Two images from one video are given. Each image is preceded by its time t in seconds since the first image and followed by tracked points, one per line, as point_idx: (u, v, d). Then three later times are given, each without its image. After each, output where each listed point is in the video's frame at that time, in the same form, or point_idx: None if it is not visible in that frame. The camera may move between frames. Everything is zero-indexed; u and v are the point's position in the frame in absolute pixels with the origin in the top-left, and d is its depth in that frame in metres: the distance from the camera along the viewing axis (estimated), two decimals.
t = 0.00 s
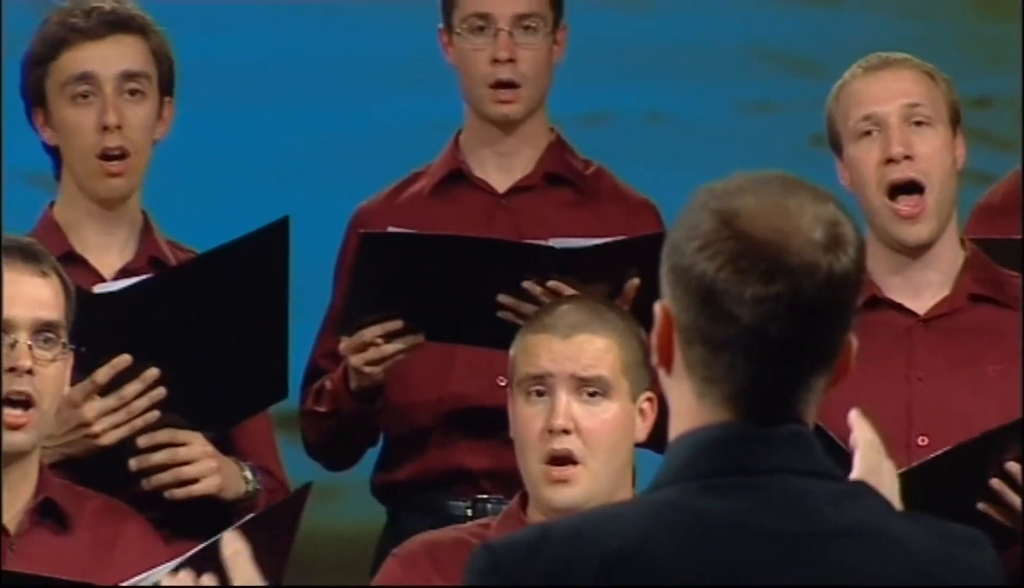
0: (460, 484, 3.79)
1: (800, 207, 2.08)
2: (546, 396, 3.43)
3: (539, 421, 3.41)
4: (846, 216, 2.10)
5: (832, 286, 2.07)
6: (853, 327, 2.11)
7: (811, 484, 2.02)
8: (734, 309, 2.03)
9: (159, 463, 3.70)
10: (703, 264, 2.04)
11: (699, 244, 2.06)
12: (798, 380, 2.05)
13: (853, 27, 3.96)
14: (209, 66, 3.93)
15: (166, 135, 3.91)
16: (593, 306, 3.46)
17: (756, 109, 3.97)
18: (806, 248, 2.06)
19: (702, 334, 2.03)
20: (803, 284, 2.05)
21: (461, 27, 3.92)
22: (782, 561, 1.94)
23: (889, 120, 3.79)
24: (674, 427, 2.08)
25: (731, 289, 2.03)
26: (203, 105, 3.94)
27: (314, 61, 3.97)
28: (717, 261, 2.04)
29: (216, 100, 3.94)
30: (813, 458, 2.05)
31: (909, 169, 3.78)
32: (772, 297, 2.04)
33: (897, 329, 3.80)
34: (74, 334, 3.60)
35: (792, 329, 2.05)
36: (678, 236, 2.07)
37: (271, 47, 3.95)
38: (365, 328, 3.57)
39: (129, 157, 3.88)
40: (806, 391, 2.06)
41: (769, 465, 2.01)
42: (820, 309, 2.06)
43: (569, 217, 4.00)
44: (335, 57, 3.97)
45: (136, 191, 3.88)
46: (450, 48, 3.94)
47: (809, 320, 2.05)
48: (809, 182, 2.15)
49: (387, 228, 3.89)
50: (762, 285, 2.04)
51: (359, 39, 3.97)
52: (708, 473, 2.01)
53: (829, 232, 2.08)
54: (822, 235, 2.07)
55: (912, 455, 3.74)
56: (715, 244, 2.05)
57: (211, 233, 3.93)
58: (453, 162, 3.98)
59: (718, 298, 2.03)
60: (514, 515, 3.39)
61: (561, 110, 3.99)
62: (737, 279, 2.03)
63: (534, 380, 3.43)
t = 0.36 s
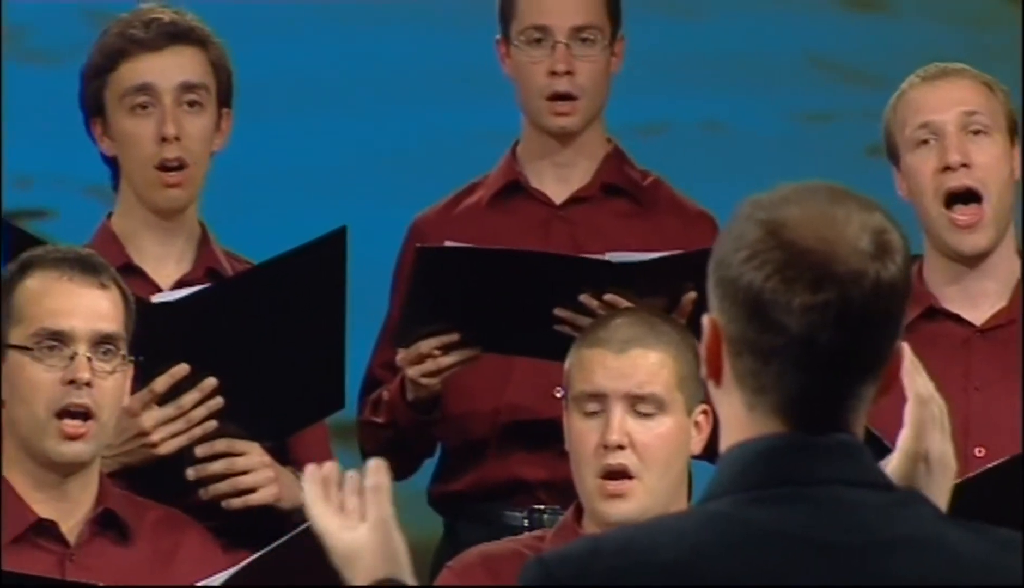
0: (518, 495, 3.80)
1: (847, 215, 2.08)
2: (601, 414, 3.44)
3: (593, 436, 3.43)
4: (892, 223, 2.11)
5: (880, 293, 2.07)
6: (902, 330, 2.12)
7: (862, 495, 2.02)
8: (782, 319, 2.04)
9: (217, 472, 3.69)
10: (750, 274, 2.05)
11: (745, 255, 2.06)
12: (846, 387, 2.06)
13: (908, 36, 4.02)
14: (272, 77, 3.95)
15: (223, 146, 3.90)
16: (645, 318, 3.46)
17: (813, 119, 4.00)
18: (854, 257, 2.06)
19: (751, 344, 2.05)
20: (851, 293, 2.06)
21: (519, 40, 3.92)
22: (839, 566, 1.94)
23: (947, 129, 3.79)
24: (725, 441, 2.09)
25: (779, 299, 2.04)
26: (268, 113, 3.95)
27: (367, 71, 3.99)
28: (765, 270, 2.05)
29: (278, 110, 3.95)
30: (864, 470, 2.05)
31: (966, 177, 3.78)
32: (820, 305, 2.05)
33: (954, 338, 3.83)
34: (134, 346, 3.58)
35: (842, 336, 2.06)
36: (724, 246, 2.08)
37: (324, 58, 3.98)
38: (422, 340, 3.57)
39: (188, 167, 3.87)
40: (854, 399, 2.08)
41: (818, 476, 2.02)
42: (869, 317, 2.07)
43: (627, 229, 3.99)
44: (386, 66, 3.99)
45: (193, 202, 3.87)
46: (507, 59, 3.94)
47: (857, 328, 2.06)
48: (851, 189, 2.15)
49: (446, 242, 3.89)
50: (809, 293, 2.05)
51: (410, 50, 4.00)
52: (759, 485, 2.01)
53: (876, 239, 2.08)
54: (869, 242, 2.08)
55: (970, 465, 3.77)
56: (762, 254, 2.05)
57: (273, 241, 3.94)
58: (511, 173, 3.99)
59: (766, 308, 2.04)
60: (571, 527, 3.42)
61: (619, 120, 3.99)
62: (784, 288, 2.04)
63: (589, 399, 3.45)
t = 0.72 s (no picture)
0: (570, 503, 3.80)
1: (897, 224, 2.11)
2: (656, 425, 3.42)
3: (649, 446, 3.41)
4: (943, 232, 2.13)
5: (932, 301, 2.09)
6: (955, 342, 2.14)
7: (914, 505, 2.04)
8: (833, 326, 2.06)
9: (271, 479, 3.72)
10: (801, 281, 2.07)
11: (796, 262, 2.08)
12: (899, 395, 2.08)
13: (961, 41, 3.96)
14: (324, 90, 3.92)
15: (279, 154, 3.90)
16: (699, 326, 3.46)
17: (869, 125, 3.97)
18: (905, 264, 2.09)
19: (802, 351, 2.06)
20: (902, 300, 2.08)
21: (574, 47, 3.93)
22: (891, 576, 1.96)
23: (1002, 138, 3.89)
24: (778, 448, 2.10)
25: (829, 305, 2.06)
26: (320, 126, 3.93)
27: (418, 78, 3.96)
28: (816, 277, 2.07)
29: (331, 122, 3.93)
30: (917, 479, 2.07)
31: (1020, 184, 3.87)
32: (871, 312, 2.07)
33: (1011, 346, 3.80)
34: (191, 354, 3.58)
35: (893, 344, 2.07)
36: (776, 254, 2.10)
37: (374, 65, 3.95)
38: (477, 347, 3.57)
39: (245, 174, 3.88)
40: (907, 406, 2.09)
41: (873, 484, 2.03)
42: (921, 325, 2.09)
43: (679, 236, 3.99)
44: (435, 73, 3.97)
45: (250, 209, 3.88)
46: (561, 66, 3.94)
47: (909, 335, 2.08)
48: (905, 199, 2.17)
49: (500, 249, 3.90)
50: (860, 301, 2.07)
51: (459, 56, 3.97)
52: (813, 492, 2.03)
53: (927, 247, 2.11)
54: (919, 249, 2.10)
55: None
56: (812, 261, 2.08)
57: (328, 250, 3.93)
58: (565, 181, 4.00)
59: (817, 315, 2.06)
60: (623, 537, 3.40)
61: (672, 126, 3.99)
62: (835, 295, 2.06)
63: (645, 409, 3.43)
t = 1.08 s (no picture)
0: (621, 509, 3.80)
1: (952, 229, 2.10)
2: (709, 431, 3.51)
3: (701, 453, 3.51)
4: (998, 238, 2.12)
5: (985, 307, 2.09)
6: (1008, 348, 2.13)
7: (966, 511, 2.05)
8: (887, 331, 2.05)
9: (322, 485, 3.72)
10: (854, 287, 2.07)
11: (850, 268, 2.08)
12: (953, 402, 2.08)
13: (1015, 49, 3.95)
14: (375, 95, 3.92)
15: (328, 160, 3.90)
16: (753, 333, 3.51)
17: (919, 132, 3.95)
18: (959, 270, 2.08)
19: (857, 357, 2.05)
20: (956, 306, 2.07)
21: (624, 54, 3.94)
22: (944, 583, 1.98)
23: None
24: (830, 454, 2.10)
25: (883, 311, 2.06)
26: (371, 132, 3.93)
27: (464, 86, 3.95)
28: (870, 283, 2.07)
29: (382, 128, 3.93)
30: (969, 485, 2.07)
31: None
32: (925, 318, 2.07)
33: None
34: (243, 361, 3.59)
35: (947, 350, 2.07)
36: (829, 260, 2.10)
37: (418, 72, 3.95)
38: (527, 353, 3.57)
39: (294, 179, 3.88)
40: (959, 413, 2.08)
41: (925, 491, 2.04)
42: (974, 331, 2.08)
43: (730, 243, 4.01)
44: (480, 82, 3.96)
45: (299, 214, 3.88)
46: (611, 73, 3.95)
47: (963, 341, 2.07)
48: (959, 204, 2.16)
49: (550, 256, 3.91)
50: (914, 307, 2.06)
51: (512, 62, 3.96)
52: (865, 499, 2.04)
53: (981, 253, 2.10)
54: (973, 255, 2.09)
55: None
56: (867, 267, 2.08)
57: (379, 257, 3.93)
58: (615, 188, 4.00)
59: (872, 321, 2.06)
60: (675, 544, 3.49)
61: (723, 132, 3.99)
62: (889, 300, 2.06)
63: (697, 417, 3.52)
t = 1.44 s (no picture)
0: (668, 517, 3.79)
1: (999, 238, 2.19)
2: (766, 445, 3.44)
3: (756, 467, 3.44)
4: None
5: None
6: None
7: (1010, 518, 2.12)
8: (938, 338, 2.12)
9: (368, 488, 3.71)
10: (906, 294, 2.14)
11: (901, 275, 2.15)
12: (1001, 408, 2.14)
13: None
14: (424, 99, 3.94)
15: (373, 166, 3.91)
16: (811, 347, 3.48)
17: (966, 137, 3.95)
18: (1008, 277, 2.17)
19: (907, 363, 2.12)
20: (1007, 312, 2.15)
21: (668, 63, 3.93)
22: None
23: None
24: (878, 459, 2.17)
25: (934, 318, 2.12)
26: (419, 137, 3.94)
27: (514, 92, 3.96)
28: (922, 290, 2.14)
29: (430, 133, 3.94)
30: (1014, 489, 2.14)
31: None
32: (977, 324, 2.13)
33: None
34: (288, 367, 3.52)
35: (999, 355, 2.14)
36: (880, 268, 2.17)
37: (467, 78, 3.95)
38: (572, 361, 3.57)
39: (341, 184, 3.88)
40: (1007, 418, 2.15)
41: (971, 498, 2.11)
42: None
43: (778, 250, 3.99)
44: (530, 87, 3.97)
45: (345, 218, 3.88)
46: (655, 80, 3.94)
47: (1013, 347, 2.14)
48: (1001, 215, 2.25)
49: (594, 263, 3.90)
50: (966, 313, 2.13)
51: (561, 68, 3.97)
52: (913, 506, 2.11)
53: None
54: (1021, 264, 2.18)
55: None
56: (917, 274, 2.15)
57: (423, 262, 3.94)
58: (661, 194, 3.98)
59: (922, 328, 2.12)
60: (724, 551, 3.45)
61: (769, 139, 3.99)
62: (941, 308, 2.13)
63: (754, 430, 3.45)
